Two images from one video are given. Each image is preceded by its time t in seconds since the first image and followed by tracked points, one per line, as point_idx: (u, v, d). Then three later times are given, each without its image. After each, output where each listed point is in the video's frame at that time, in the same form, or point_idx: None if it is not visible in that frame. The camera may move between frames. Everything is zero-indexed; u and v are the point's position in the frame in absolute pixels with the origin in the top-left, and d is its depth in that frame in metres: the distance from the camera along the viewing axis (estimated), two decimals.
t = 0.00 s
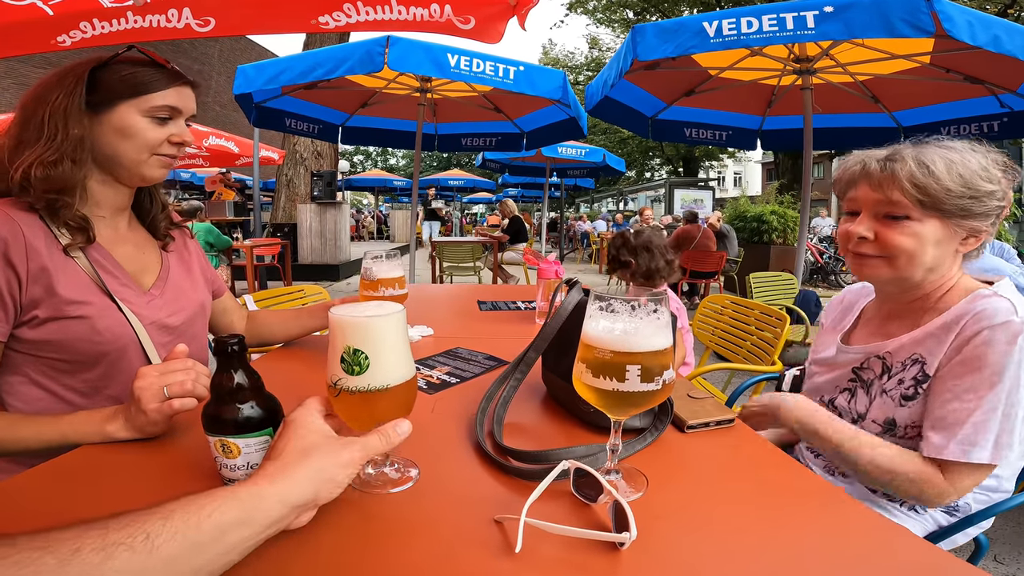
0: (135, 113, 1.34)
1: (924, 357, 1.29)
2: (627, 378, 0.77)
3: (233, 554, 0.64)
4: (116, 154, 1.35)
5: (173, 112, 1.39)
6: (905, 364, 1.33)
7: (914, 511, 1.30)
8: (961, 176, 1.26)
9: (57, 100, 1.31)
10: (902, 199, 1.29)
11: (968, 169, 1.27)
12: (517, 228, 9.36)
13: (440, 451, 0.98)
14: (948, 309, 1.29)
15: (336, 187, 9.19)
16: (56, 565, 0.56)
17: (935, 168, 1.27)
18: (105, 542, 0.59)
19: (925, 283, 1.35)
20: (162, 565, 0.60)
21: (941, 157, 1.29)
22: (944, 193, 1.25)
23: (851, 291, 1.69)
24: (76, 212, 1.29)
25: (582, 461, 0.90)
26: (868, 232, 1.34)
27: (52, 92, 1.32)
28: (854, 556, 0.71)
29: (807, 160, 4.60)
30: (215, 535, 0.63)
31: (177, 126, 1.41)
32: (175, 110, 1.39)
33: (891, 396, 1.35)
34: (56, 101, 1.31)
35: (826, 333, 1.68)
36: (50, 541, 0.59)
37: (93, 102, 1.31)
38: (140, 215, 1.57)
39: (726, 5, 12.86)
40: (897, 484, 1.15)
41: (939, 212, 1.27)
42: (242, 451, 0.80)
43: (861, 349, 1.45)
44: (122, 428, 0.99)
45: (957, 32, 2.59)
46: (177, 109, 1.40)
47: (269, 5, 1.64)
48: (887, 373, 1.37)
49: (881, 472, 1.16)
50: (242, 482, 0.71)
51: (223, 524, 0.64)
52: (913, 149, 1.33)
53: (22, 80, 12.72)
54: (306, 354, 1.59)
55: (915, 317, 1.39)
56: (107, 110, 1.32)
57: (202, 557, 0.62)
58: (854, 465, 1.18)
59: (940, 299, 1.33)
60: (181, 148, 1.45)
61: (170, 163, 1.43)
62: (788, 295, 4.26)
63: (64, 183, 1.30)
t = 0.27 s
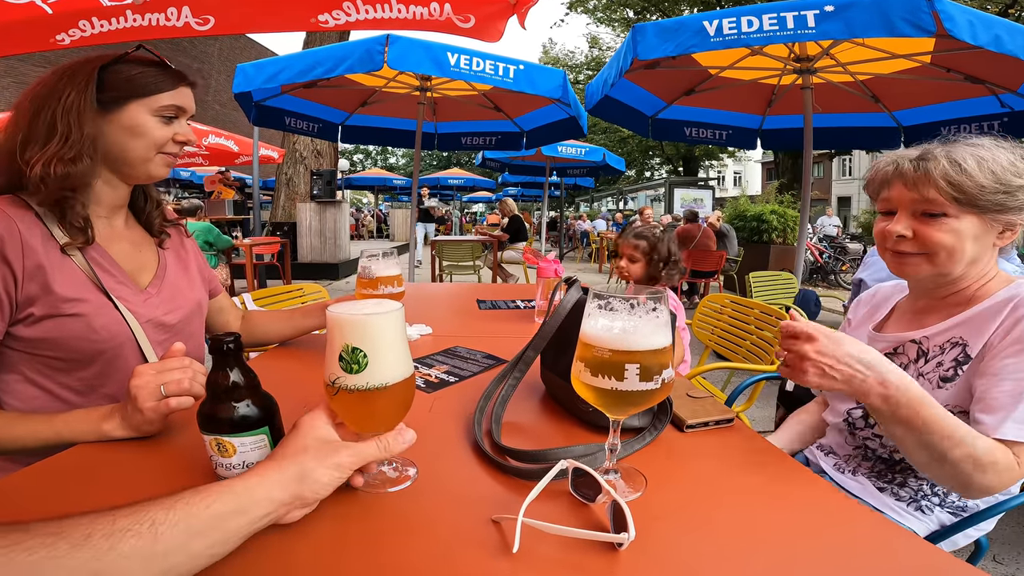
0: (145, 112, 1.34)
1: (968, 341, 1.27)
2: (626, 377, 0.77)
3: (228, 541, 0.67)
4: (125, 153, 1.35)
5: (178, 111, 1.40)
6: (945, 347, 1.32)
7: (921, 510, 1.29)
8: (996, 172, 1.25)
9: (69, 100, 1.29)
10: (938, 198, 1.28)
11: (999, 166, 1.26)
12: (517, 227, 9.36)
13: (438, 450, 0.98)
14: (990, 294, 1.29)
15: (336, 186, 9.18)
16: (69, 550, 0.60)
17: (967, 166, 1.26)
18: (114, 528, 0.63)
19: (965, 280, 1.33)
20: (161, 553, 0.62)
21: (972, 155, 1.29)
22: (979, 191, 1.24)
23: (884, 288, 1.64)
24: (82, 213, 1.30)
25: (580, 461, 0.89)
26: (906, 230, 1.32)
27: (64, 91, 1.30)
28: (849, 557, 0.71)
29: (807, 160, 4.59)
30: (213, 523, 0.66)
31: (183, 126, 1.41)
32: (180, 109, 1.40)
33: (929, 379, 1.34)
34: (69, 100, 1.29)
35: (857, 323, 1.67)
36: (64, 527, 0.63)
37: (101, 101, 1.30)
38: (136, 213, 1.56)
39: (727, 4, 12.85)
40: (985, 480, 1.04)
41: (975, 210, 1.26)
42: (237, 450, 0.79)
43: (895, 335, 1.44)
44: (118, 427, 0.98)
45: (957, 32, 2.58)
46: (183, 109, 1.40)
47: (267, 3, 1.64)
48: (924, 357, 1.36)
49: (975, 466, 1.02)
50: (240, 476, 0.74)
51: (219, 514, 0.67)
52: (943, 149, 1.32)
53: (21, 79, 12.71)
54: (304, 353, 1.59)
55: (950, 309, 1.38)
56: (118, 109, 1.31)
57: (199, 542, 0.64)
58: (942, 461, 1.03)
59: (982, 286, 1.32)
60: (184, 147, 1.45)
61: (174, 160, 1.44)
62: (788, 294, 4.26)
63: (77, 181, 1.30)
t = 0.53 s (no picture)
0: (161, 108, 1.38)
1: (983, 334, 1.25)
2: (626, 374, 0.76)
3: (218, 532, 0.67)
4: (136, 147, 1.38)
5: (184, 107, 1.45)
6: (959, 342, 1.30)
7: (926, 509, 1.29)
8: (1020, 170, 1.25)
9: (89, 97, 1.30)
10: (959, 195, 1.29)
11: None
12: (516, 225, 9.35)
13: (435, 449, 0.97)
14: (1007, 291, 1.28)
15: (335, 184, 9.16)
16: (59, 536, 0.60)
17: (990, 163, 1.27)
18: (104, 515, 0.63)
19: (986, 275, 1.33)
20: (151, 541, 0.62)
21: (997, 153, 1.28)
22: (1001, 188, 1.25)
23: (902, 286, 1.63)
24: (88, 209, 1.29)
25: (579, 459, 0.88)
26: (927, 226, 1.34)
27: (79, 89, 1.30)
28: (847, 555, 0.70)
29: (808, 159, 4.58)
30: (202, 513, 0.66)
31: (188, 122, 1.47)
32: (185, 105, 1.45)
33: (943, 372, 1.32)
34: (86, 95, 1.30)
35: (871, 321, 1.64)
36: (54, 515, 0.63)
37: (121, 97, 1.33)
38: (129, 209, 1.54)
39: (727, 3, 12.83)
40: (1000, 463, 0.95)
41: (996, 207, 1.27)
42: (229, 448, 0.78)
43: (909, 330, 1.42)
44: (110, 424, 0.97)
45: (960, 31, 2.57)
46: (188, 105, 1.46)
47: None
48: (940, 352, 1.34)
49: (968, 454, 0.94)
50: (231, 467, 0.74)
51: (209, 504, 0.67)
52: (968, 146, 1.32)
53: (20, 76, 12.70)
54: (300, 350, 1.57)
55: (965, 307, 1.36)
56: (134, 105, 1.34)
57: (188, 531, 0.64)
58: (934, 463, 0.94)
59: (1000, 282, 1.31)
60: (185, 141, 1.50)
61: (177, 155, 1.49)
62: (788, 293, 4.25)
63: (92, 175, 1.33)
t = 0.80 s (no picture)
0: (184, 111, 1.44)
1: (976, 335, 1.26)
2: (636, 376, 0.77)
3: (229, 532, 0.67)
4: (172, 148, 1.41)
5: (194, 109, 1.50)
6: (957, 343, 1.30)
7: (929, 511, 1.28)
8: (1015, 170, 1.24)
9: (144, 107, 1.26)
10: (947, 192, 1.31)
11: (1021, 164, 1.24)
12: (517, 224, 9.34)
13: (440, 450, 0.96)
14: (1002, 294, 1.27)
15: (336, 182, 9.15)
16: (75, 539, 0.59)
17: (981, 162, 1.27)
18: (118, 517, 0.62)
19: (976, 275, 1.32)
20: (165, 540, 0.62)
21: (993, 153, 1.28)
22: (989, 186, 1.25)
23: (909, 287, 1.62)
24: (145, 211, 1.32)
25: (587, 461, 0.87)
26: (919, 222, 1.36)
27: (127, 99, 1.25)
28: (857, 559, 0.70)
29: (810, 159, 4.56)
30: (216, 514, 0.66)
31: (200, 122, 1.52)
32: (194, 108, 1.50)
33: (939, 372, 1.32)
34: (147, 105, 1.27)
35: (877, 323, 1.62)
36: (69, 516, 0.62)
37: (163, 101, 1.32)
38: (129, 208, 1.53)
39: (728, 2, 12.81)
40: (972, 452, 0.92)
41: (987, 205, 1.27)
42: (234, 450, 0.78)
43: (910, 332, 1.41)
44: (113, 425, 0.97)
45: (963, 31, 2.56)
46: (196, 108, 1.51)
47: None
48: (938, 353, 1.33)
49: (936, 444, 0.90)
50: (239, 468, 0.73)
51: (222, 504, 0.67)
52: (965, 146, 1.33)
53: (20, 75, 12.68)
54: (303, 349, 1.57)
55: (966, 307, 1.35)
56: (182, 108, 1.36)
57: (201, 531, 0.64)
58: (903, 458, 0.90)
59: (994, 284, 1.31)
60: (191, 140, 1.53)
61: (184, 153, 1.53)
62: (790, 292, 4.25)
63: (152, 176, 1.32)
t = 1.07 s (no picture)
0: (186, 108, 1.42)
1: (983, 335, 1.23)
2: (645, 374, 0.73)
3: (220, 542, 0.64)
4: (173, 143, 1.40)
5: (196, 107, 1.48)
6: (963, 344, 1.26)
7: (941, 513, 1.25)
8: (1014, 163, 1.22)
9: (150, 101, 1.27)
10: (942, 185, 1.29)
11: (1020, 157, 1.22)
12: (517, 223, 9.31)
13: (438, 451, 0.93)
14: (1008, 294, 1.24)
15: (336, 181, 9.12)
16: (55, 548, 0.56)
17: (978, 155, 1.26)
18: (105, 525, 0.60)
19: (975, 271, 1.30)
20: (154, 550, 0.59)
21: (991, 146, 1.26)
22: (985, 178, 1.23)
23: (915, 285, 1.58)
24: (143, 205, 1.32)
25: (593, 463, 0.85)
26: (916, 215, 1.34)
27: (133, 92, 1.25)
28: (874, 569, 0.67)
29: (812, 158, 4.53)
30: (211, 522, 0.63)
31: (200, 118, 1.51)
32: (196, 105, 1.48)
33: (944, 374, 1.29)
34: (150, 100, 1.27)
35: (882, 322, 1.59)
36: (52, 523, 0.59)
37: (168, 95, 1.33)
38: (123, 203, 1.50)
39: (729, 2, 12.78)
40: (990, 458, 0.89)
41: (983, 198, 1.24)
42: (222, 452, 0.76)
43: (916, 333, 1.38)
44: (101, 425, 0.94)
45: (969, 29, 2.54)
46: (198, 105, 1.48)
47: None
48: (945, 355, 1.30)
49: (950, 450, 0.87)
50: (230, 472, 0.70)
51: (216, 512, 0.64)
52: (963, 140, 1.31)
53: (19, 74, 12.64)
54: (300, 347, 1.54)
55: (971, 307, 1.31)
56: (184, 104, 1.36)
57: (193, 541, 0.61)
58: (918, 465, 0.87)
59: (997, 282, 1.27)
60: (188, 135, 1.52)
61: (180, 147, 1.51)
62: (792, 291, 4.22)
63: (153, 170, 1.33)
